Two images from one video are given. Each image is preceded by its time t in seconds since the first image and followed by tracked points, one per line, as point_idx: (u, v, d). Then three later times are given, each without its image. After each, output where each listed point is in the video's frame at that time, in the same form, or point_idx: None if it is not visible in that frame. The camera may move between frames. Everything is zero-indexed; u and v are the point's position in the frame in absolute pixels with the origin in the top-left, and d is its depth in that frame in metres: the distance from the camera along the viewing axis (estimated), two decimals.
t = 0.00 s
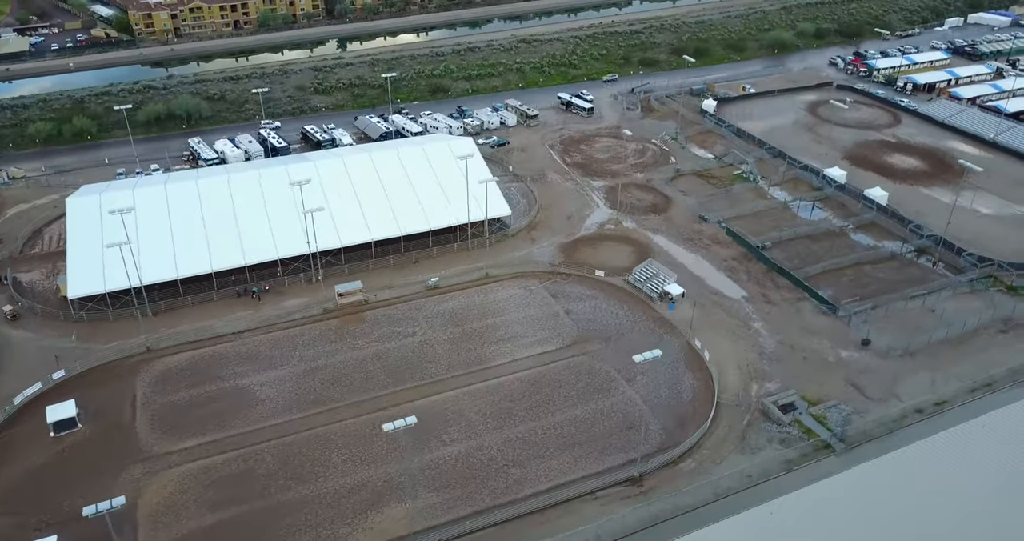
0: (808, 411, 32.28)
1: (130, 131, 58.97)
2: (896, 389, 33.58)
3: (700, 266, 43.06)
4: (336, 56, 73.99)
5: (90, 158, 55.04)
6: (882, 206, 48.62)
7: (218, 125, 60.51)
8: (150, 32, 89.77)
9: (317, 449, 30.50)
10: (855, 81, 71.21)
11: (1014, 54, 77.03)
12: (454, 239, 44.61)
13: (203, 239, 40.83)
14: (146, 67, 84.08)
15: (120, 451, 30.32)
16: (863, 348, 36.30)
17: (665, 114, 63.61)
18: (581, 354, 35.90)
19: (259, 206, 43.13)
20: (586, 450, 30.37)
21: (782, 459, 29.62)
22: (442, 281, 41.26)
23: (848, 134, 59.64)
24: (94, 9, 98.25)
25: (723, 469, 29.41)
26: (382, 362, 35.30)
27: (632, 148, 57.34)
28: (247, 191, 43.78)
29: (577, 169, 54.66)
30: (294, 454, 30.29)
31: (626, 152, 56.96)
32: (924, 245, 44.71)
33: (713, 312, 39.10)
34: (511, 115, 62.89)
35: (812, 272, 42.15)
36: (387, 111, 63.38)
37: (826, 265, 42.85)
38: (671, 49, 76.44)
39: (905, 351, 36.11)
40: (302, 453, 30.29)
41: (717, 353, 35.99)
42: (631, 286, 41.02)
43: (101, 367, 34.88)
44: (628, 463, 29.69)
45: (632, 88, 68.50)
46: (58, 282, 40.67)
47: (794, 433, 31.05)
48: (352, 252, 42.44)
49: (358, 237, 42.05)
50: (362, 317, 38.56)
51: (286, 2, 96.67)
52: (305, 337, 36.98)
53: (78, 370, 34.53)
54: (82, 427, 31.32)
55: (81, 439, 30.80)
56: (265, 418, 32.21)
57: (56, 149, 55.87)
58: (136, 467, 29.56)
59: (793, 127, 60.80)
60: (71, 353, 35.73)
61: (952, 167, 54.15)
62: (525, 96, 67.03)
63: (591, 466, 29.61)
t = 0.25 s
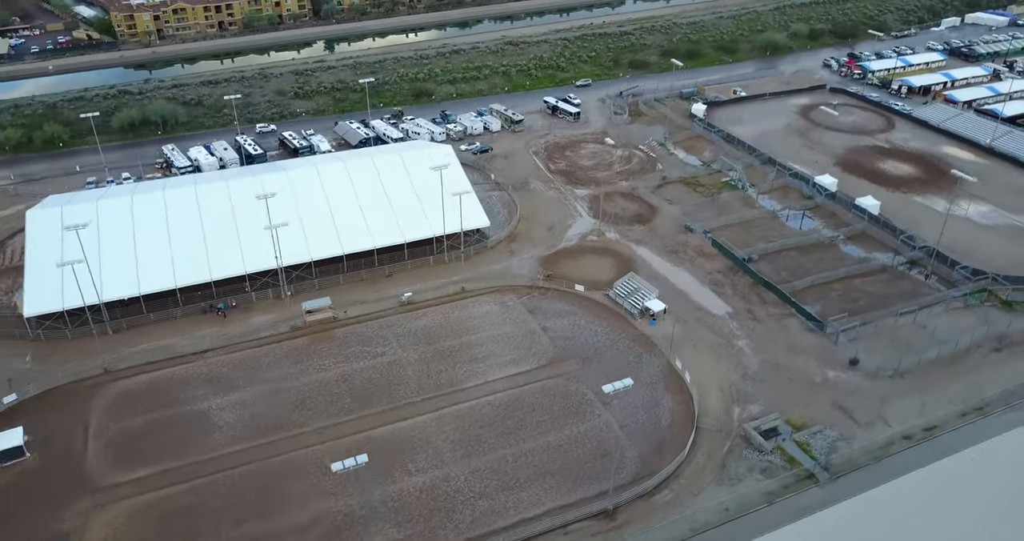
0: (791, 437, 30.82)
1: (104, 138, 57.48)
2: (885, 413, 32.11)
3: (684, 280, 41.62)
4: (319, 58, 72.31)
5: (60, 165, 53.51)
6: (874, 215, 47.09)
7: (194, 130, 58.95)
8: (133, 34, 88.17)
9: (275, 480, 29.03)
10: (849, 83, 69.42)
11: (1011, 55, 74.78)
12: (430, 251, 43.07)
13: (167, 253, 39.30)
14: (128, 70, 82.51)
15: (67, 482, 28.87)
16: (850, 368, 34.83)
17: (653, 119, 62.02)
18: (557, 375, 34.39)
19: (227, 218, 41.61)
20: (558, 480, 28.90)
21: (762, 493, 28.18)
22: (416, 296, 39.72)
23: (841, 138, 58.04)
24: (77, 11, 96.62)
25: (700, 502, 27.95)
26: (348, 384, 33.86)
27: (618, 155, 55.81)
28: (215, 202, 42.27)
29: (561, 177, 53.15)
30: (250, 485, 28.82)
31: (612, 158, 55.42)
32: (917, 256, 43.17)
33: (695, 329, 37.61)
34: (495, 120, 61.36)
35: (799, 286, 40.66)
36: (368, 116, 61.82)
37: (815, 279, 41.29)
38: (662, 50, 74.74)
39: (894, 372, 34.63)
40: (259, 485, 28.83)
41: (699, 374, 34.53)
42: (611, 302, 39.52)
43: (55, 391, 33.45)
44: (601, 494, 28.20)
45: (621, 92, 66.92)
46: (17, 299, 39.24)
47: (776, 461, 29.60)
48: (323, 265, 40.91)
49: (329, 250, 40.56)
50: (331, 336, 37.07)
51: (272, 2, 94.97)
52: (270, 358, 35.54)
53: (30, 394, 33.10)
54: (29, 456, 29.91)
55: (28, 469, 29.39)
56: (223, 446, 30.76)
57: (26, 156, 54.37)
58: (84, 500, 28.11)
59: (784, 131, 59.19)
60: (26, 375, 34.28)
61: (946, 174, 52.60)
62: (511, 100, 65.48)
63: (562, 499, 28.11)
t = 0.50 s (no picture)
0: (771, 466, 29.42)
1: (75, 145, 56.04)
2: (870, 439, 30.71)
3: (665, 295, 40.20)
4: (300, 61, 70.78)
5: (29, 173, 52.05)
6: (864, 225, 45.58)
7: (169, 136, 57.50)
8: (114, 36, 86.66)
9: (227, 514, 27.61)
10: (842, 86, 67.76)
11: (1008, 58, 72.84)
12: (404, 264, 41.65)
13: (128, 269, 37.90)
14: (108, 74, 81.04)
15: (9, 515, 27.48)
16: (835, 390, 33.42)
17: (640, 123, 60.54)
18: (529, 398, 32.97)
19: (193, 232, 40.23)
20: (525, 513, 27.50)
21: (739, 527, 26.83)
22: (386, 313, 38.27)
23: (832, 143, 56.52)
24: (60, 13, 95.12)
25: (673, 537, 26.56)
26: (311, 409, 32.49)
27: (603, 162, 54.37)
28: (181, 216, 40.88)
29: (543, 185, 51.71)
30: (201, 519, 27.41)
31: (596, 166, 53.94)
32: (907, 269, 41.69)
33: (675, 347, 36.18)
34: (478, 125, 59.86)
35: (785, 301, 39.23)
36: (349, 121, 60.35)
37: (801, 293, 39.86)
38: (651, 52, 73.19)
39: (881, 393, 33.20)
40: (210, 519, 27.41)
41: (677, 397, 33.13)
42: (589, 318, 38.08)
43: (5, 416, 32.08)
44: (570, 529, 26.79)
45: (608, 96, 65.42)
46: None
47: (754, 492, 28.22)
48: (291, 280, 39.54)
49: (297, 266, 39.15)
50: (297, 356, 35.69)
51: (257, 4, 93.41)
52: (231, 380, 34.19)
53: None
54: None
55: None
56: (176, 475, 29.35)
57: None
58: (25, 534, 26.70)
59: (774, 136, 57.64)
60: None
61: (939, 181, 51.12)
62: (495, 104, 63.97)
63: (528, 534, 26.71)
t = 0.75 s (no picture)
0: (746, 495, 28.08)
1: (42, 152, 54.50)
2: (849, 466, 29.39)
3: (642, 310, 38.83)
4: (278, 65, 69.24)
5: None
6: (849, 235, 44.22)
7: (139, 143, 55.99)
8: (92, 38, 85.03)
9: None
10: (831, 89, 66.40)
11: (1000, 59, 71.17)
12: (372, 278, 40.22)
13: (83, 286, 36.48)
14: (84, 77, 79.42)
15: None
16: (814, 412, 32.09)
17: (623, 128, 59.13)
18: (495, 422, 31.63)
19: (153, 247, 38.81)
20: None
21: None
22: (351, 330, 36.89)
23: (819, 148, 55.10)
24: (38, 14, 93.45)
25: None
26: (268, 435, 31.13)
27: (583, 170, 52.98)
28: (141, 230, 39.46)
29: (520, 193, 50.28)
30: None
31: (576, 173, 52.54)
32: (892, 282, 40.34)
33: (650, 367, 34.84)
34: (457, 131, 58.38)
35: (765, 316, 37.88)
36: (324, 127, 58.88)
37: (782, 308, 38.49)
38: (637, 54, 71.70)
39: (863, 415, 31.86)
40: None
41: (650, 420, 31.79)
42: (561, 335, 36.66)
43: None
44: None
45: (591, 99, 63.95)
46: None
47: (726, 524, 26.88)
48: (254, 296, 38.19)
49: (260, 282, 37.78)
50: (257, 377, 34.34)
51: (238, 5, 91.76)
52: (187, 404, 32.83)
53: None
54: None
55: None
56: (122, 507, 27.94)
57: None
58: None
59: (760, 141, 56.22)
60: None
61: (928, 188, 49.77)
62: (476, 109, 62.50)
63: None
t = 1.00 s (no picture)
0: (714, 526, 26.81)
1: (3, 161, 52.90)
2: (823, 492, 28.20)
3: (614, 325, 37.58)
4: (251, 69, 67.67)
5: None
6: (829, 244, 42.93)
7: (104, 150, 54.43)
8: (65, 41, 83.26)
9: None
10: (815, 91, 64.81)
11: (988, 59, 69.80)
12: (336, 292, 38.93)
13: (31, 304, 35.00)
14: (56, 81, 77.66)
15: None
16: (788, 434, 30.86)
17: (603, 133, 57.78)
18: (456, 447, 30.35)
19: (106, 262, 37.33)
20: None
21: None
22: (311, 349, 35.55)
23: (802, 153, 53.82)
24: (12, 16, 91.59)
25: None
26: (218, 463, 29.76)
27: (560, 177, 51.62)
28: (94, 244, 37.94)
29: (494, 201, 48.86)
30: None
31: (552, 181, 51.20)
32: (872, 294, 39.13)
33: (620, 387, 33.59)
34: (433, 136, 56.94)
35: (741, 331, 36.65)
36: (296, 133, 57.40)
37: (759, 322, 37.23)
38: (619, 56, 70.28)
39: (839, 437, 30.66)
40: None
41: (618, 443, 30.53)
42: (529, 353, 35.34)
43: None
44: None
45: (571, 103, 62.58)
46: None
47: None
48: (212, 312, 36.91)
49: (217, 299, 36.39)
50: (211, 399, 32.98)
51: (216, 6, 90.01)
52: (135, 429, 31.44)
53: None
54: None
55: None
56: None
57: None
58: None
59: (741, 146, 54.93)
60: None
61: (911, 194, 48.55)
62: (453, 113, 61.04)
63: None
